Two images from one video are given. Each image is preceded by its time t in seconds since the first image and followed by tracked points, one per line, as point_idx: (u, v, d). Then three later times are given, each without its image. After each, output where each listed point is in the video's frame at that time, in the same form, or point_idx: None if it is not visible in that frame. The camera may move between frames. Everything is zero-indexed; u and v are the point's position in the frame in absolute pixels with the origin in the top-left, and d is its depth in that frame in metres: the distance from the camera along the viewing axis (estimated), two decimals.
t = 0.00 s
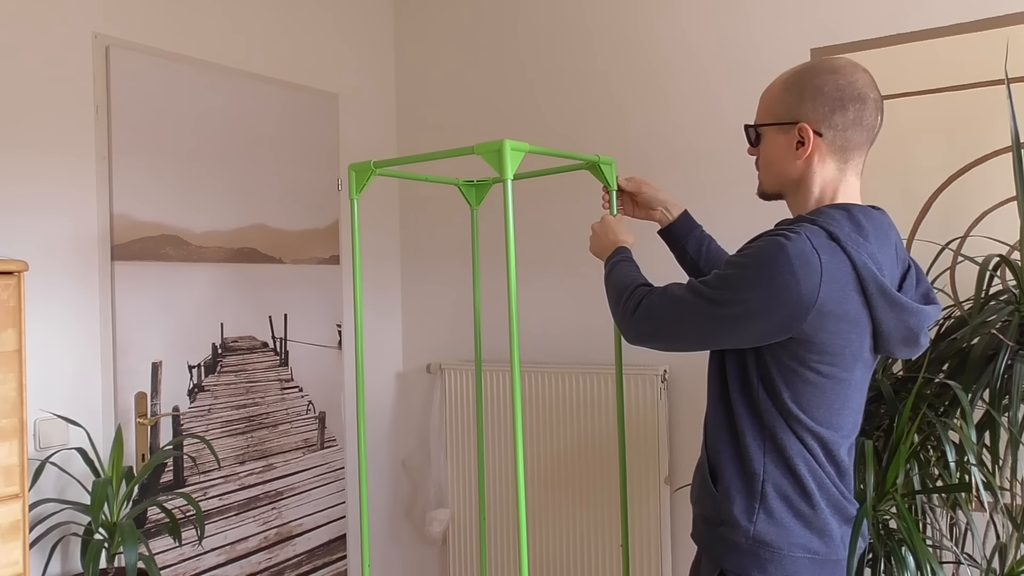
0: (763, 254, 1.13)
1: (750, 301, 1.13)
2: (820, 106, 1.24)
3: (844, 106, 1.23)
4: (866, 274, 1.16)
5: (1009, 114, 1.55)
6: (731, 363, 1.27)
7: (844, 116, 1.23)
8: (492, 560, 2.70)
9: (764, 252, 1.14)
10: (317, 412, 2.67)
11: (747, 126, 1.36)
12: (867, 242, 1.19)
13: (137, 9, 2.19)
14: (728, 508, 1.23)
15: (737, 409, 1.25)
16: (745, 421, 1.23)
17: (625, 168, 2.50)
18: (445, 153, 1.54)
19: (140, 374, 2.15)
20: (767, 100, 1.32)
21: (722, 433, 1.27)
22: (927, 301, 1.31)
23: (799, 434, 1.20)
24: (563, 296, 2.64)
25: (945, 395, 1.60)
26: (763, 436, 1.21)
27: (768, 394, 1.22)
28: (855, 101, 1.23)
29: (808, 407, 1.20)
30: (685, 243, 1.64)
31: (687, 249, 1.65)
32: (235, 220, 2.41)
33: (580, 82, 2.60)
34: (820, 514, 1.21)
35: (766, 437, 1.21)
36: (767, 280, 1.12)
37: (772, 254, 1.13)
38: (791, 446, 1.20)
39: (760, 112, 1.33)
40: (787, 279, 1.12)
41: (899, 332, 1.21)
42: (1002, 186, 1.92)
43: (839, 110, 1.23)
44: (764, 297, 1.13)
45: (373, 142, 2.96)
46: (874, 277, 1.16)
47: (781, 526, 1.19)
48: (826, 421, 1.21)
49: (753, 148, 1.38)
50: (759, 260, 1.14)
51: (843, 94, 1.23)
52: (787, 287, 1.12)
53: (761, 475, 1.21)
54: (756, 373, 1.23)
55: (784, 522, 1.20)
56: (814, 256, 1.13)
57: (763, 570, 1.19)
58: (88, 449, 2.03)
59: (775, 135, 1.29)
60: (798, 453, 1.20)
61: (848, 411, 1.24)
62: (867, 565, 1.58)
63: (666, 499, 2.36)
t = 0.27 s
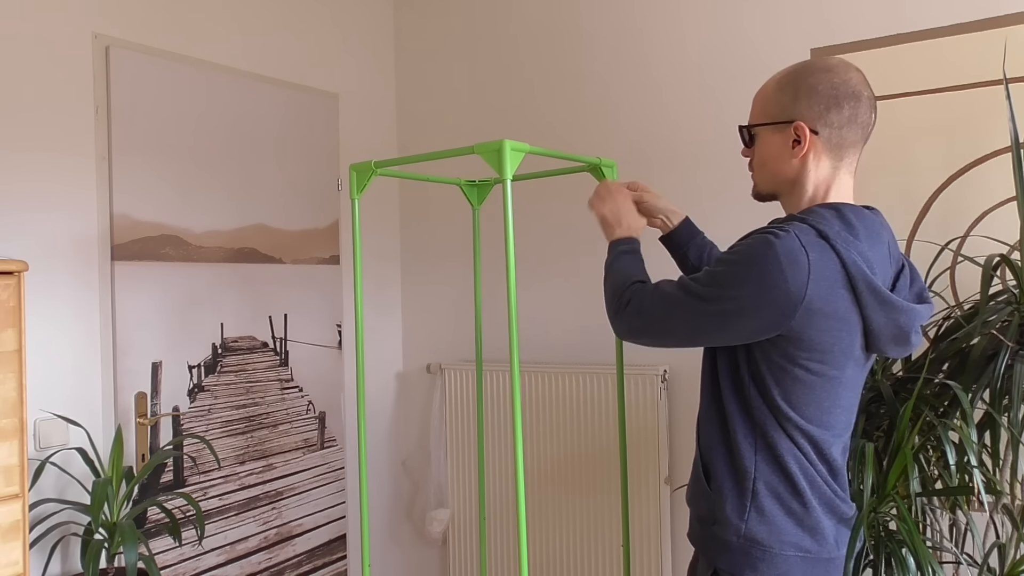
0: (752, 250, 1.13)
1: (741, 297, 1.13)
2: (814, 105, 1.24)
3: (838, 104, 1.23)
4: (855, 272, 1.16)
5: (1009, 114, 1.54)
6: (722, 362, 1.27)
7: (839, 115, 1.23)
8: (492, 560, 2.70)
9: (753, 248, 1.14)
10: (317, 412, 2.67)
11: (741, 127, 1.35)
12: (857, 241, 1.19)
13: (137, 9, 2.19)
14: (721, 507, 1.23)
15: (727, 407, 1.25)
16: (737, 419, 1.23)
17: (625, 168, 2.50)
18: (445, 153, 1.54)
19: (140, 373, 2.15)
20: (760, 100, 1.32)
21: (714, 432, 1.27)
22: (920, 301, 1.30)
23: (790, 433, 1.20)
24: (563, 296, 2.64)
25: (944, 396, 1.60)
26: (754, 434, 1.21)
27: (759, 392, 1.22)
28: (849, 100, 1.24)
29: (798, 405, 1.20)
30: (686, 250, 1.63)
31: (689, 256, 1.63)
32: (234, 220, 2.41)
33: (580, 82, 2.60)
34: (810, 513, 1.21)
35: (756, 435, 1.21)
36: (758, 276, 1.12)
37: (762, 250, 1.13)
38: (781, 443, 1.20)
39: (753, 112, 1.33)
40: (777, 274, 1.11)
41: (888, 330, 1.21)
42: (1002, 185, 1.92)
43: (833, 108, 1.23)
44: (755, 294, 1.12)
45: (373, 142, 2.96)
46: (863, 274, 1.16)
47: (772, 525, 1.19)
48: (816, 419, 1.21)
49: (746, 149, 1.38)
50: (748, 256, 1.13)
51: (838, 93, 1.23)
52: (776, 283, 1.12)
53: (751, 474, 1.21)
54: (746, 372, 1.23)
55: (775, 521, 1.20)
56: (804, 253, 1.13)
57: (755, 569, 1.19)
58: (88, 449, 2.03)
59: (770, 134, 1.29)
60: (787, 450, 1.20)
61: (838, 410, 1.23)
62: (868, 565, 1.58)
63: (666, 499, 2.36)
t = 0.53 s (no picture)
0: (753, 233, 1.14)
1: (734, 272, 1.15)
2: (822, 104, 1.25)
3: (844, 102, 1.24)
4: (856, 264, 1.16)
5: (1009, 114, 1.55)
6: (723, 352, 1.28)
7: (845, 113, 1.24)
8: (492, 559, 2.70)
9: (753, 230, 1.15)
10: (317, 412, 2.67)
11: (748, 129, 1.35)
12: (860, 234, 1.19)
13: (137, 9, 2.19)
14: (717, 497, 1.23)
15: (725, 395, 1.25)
16: (733, 409, 1.23)
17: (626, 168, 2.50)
18: (447, 154, 1.54)
19: (140, 373, 2.15)
20: (766, 101, 1.33)
21: (711, 421, 1.28)
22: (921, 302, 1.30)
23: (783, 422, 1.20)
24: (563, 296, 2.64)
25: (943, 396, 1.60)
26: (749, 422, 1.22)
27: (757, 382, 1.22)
28: (856, 98, 1.24)
29: (793, 395, 1.20)
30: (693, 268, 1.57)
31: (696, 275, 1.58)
32: (235, 220, 2.41)
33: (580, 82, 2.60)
34: (802, 504, 1.20)
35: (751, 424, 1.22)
36: (754, 255, 1.13)
37: (761, 233, 1.14)
38: (775, 433, 1.20)
39: (761, 113, 1.33)
40: (773, 258, 1.12)
41: (892, 330, 1.19)
42: (1002, 186, 1.93)
43: (840, 106, 1.24)
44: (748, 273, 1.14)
45: (373, 142, 2.96)
46: (864, 267, 1.16)
47: (765, 515, 1.19)
48: (813, 411, 1.21)
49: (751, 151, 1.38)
50: (747, 237, 1.15)
51: (844, 92, 1.24)
52: (771, 265, 1.13)
53: (745, 463, 1.21)
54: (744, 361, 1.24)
55: (770, 510, 1.19)
56: (805, 240, 1.13)
57: (751, 558, 1.19)
58: (88, 449, 2.03)
59: (777, 133, 1.29)
60: (781, 439, 1.20)
61: (835, 403, 1.23)
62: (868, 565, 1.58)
63: (666, 498, 2.36)
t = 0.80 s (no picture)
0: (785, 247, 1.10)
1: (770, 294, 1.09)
2: (830, 102, 1.24)
3: (851, 102, 1.25)
4: (874, 273, 1.17)
5: (1003, 116, 1.55)
6: (728, 360, 1.25)
7: (849, 112, 1.26)
8: (492, 560, 2.70)
9: (785, 245, 1.10)
10: (317, 412, 2.68)
11: (741, 123, 1.31)
12: (870, 239, 1.21)
13: (137, 8, 2.19)
14: (724, 509, 1.22)
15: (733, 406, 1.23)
16: (740, 420, 1.22)
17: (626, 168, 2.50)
18: (448, 154, 1.54)
19: (140, 374, 2.15)
20: (764, 96, 1.29)
21: (718, 431, 1.26)
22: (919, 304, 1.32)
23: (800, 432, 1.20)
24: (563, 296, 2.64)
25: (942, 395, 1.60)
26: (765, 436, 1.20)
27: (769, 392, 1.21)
28: (856, 100, 1.27)
29: (807, 403, 1.20)
30: (680, 233, 1.69)
31: (683, 239, 1.69)
32: (235, 220, 2.41)
33: (580, 81, 2.60)
34: (814, 514, 1.21)
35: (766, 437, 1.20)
36: (791, 273, 1.09)
37: (795, 247, 1.10)
38: (792, 445, 1.19)
39: (757, 108, 1.30)
40: (808, 273, 1.10)
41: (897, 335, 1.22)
42: (1001, 186, 1.93)
43: (847, 106, 1.25)
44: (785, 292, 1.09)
45: (373, 142, 2.96)
46: (883, 275, 1.17)
47: (774, 527, 1.19)
48: (826, 419, 1.21)
49: (739, 147, 1.34)
50: (779, 253, 1.10)
51: (847, 92, 1.26)
52: (808, 280, 1.10)
53: (758, 475, 1.20)
54: (758, 371, 1.21)
55: (776, 523, 1.19)
56: (837, 252, 1.12)
57: (755, 570, 1.19)
58: (87, 449, 2.03)
59: (782, 130, 1.26)
60: (798, 452, 1.19)
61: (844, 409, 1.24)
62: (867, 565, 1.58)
63: (666, 499, 2.36)
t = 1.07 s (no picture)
0: (774, 241, 1.10)
1: (758, 287, 1.09)
2: (824, 102, 1.24)
3: (846, 102, 1.25)
4: (863, 271, 1.17)
5: (1003, 116, 1.55)
6: (722, 358, 1.25)
7: (844, 112, 1.25)
8: (492, 560, 2.70)
9: (774, 239, 1.10)
10: (317, 412, 2.68)
11: (736, 123, 1.31)
12: (860, 238, 1.21)
13: (137, 8, 2.19)
14: (722, 506, 1.22)
15: (729, 403, 1.23)
16: (735, 416, 1.21)
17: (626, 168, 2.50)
18: (448, 155, 1.54)
19: (140, 374, 2.15)
20: (761, 96, 1.28)
21: (715, 428, 1.25)
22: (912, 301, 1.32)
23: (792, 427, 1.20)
24: (563, 296, 2.64)
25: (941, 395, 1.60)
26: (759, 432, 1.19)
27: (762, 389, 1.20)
28: (851, 100, 1.26)
29: (798, 400, 1.20)
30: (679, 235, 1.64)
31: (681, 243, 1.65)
32: (235, 220, 2.41)
33: (580, 81, 2.60)
34: (809, 511, 1.20)
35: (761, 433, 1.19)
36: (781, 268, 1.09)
37: (785, 242, 1.10)
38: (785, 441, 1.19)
39: (752, 108, 1.29)
40: (798, 268, 1.10)
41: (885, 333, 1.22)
42: (1001, 186, 1.92)
43: (843, 106, 1.25)
44: (773, 286, 1.09)
45: (373, 142, 2.96)
46: (873, 274, 1.17)
47: (771, 525, 1.18)
48: (817, 415, 1.22)
49: (734, 146, 1.34)
50: (769, 248, 1.09)
51: (842, 92, 1.26)
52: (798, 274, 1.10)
53: (754, 472, 1.19)
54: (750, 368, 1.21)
55: (772, 519, 1.19)
56: (826, 249, 1.12)
57: (753, 567, 1.18)
58: (87, 449, 2.03)
59: (776, 129, 1.26)
60: (790, 448, 1.19)
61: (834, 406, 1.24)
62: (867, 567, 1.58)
63: (665, 499, 2.36)
